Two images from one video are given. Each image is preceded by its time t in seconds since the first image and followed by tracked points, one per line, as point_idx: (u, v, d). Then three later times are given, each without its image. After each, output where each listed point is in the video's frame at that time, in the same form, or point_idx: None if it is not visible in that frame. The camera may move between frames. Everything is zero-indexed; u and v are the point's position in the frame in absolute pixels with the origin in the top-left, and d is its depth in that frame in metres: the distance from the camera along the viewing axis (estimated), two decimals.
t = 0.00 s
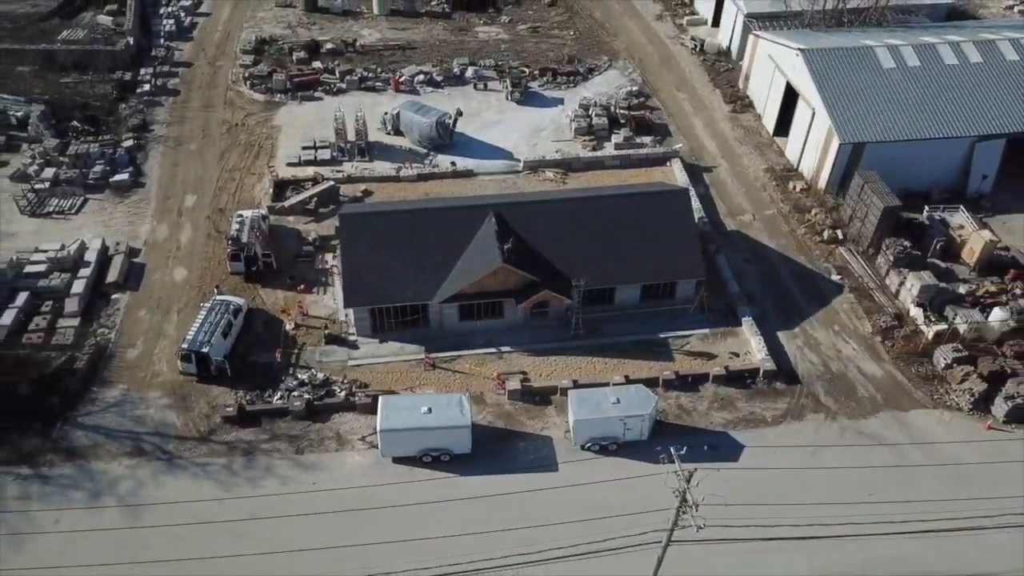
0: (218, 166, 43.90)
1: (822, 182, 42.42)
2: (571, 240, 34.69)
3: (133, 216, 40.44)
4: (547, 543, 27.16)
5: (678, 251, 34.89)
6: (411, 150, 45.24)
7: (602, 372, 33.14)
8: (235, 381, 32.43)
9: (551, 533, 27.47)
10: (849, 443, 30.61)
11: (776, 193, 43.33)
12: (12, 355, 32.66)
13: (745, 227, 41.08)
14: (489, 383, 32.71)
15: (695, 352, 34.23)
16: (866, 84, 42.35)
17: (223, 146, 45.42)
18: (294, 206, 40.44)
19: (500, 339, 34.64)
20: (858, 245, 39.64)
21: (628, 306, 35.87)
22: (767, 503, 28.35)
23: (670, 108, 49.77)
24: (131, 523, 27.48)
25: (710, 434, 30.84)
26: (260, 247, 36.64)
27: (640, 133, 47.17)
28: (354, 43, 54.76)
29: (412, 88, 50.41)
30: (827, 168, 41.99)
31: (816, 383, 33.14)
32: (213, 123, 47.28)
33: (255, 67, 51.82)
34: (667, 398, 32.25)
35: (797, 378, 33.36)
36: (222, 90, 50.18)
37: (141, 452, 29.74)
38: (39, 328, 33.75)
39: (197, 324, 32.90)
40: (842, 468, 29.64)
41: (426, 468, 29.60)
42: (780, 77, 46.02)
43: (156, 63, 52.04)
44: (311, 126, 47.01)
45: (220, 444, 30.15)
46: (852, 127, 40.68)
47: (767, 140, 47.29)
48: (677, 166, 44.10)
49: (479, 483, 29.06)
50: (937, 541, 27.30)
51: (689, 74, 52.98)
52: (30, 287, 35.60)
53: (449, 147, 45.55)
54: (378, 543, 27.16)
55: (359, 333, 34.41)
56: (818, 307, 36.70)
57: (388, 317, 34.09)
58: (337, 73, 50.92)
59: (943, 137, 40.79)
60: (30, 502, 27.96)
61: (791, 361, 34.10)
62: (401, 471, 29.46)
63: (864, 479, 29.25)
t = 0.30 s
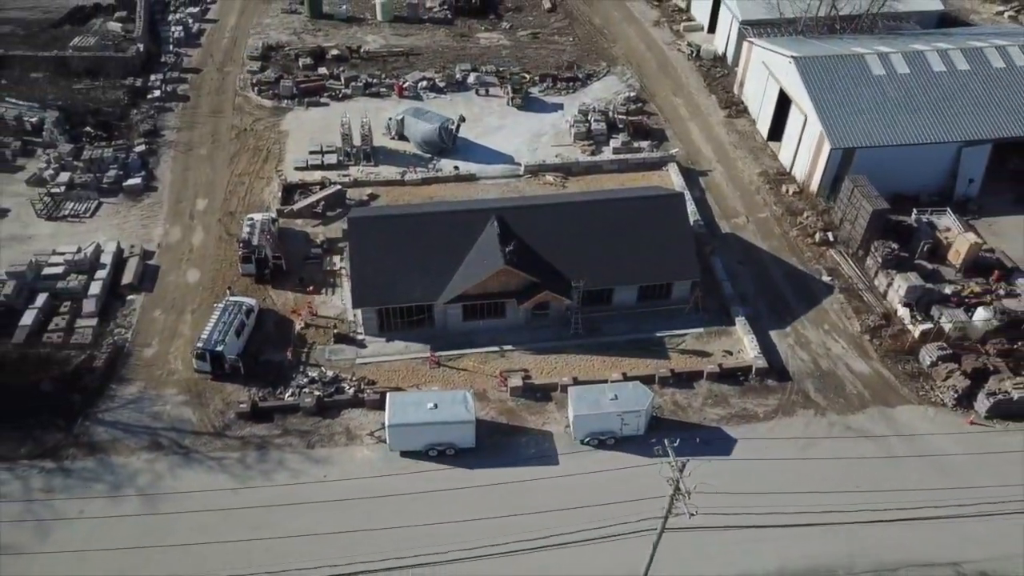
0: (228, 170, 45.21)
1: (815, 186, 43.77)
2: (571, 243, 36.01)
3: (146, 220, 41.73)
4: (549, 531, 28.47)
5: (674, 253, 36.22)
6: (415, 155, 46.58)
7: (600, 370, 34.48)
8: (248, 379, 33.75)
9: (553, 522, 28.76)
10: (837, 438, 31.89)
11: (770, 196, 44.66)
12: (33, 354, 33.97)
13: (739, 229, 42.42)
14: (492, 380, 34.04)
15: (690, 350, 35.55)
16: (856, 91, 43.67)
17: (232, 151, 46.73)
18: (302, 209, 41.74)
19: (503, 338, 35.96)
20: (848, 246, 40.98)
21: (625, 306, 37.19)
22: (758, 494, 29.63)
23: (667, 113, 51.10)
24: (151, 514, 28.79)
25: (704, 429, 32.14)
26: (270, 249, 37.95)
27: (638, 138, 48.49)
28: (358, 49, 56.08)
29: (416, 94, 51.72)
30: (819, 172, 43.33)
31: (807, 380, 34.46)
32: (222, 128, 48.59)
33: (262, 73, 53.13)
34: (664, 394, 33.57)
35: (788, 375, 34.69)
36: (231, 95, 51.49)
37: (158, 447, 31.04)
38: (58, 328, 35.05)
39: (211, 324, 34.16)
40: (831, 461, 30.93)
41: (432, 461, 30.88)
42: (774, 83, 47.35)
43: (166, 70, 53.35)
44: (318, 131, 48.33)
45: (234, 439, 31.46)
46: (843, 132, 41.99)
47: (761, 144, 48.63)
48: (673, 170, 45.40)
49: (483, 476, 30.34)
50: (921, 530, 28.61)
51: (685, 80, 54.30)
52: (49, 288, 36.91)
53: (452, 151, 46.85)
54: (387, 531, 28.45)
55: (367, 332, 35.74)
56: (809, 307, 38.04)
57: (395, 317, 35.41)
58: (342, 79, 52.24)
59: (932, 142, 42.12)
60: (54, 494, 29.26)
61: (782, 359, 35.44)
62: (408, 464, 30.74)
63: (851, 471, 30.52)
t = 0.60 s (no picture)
0: (237, 174, 46.52)
1: (807, 190, 45.12)
2: (571, 245, 37.35)
3: (159, 222, 43.05)
4: (550, 521, 29.76)
5: (670, 255, 37.55)
6: (420, 159, 47.91)
7: (600, 367, 35.82)
8: (260, 377, 35.06)
9: (554, 512, 30.06)
10: (827, 432, 33.21)
11: (764, 199, 46.01)
12: (53, 353, 35.28)
13: (733, 231, 43.75)
14: (495, 377, 35.37)
15: (686, 349, 36.88)
16: (848, 97, 44.98)
17: (241, 155, 48.04)
18: (310, 212, 43.07)
19: (505, 337, 37.30)
20: (840, 248, 42.31)
21: (624, 306, 38.53)
22: (751, 486, 30.92)
23: (664, 118, 52.42)
24: (169, 505, 30.08)
25: (699, 424, 33.46)
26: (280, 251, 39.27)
27: (636, 143, 49.82)
28: (363, 55, 57.38)
29: (420, 99, 52.99)
30: (811, 176, 44.68)
31: (798, 377, 35.80)
32: (232, 133, 49.88)
33: (269, 79, 54.44)
34: (660, 391, 34.89)
35: (780, 372, 36.03)
36: (239, 101, 52.79)
37: (176, 442, 32.36)
38: (76, 328, 36.35)
39: (224, 323, 35.45)
40: (821, 454, 32.23)
41: (438, 455, 32.18)
42: (768, 89, 48.67)
43: (175, 76, 54.66)
44: (325, 136, 49.65)
45: (248, 434, 32.77)
46: (834, 138, 43.31)
47: (755, 148, 49.98)
48: (670, 174, 46.72)
49: (487, 469, 31.63)
50: (905, 520, 29.93)
51: (683, 85, 55.63)
52: (67, 289, 38.22)
53: (455, 155, 48.18)
54: (395, 521, 29.73)
55: (375, 332, 37.07)
56: (801, 307, 39.38)
57: (401, 317, 36.73)
58: (348, 85, 53.56)
59: (920, 147, 43.46)
60: (77, 486, 30.56)
61: (775, 357, 36.77)
62: (415, 458, 32.05)
63: (840, 464, 31.82)
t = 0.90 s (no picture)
0: (247, 179, 47.82)
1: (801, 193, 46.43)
2: (571, 247, 38.66)
3: (171, 225, 44.35)
4: (552, 512, 31.05)
5: (667, 256, 38.85)
6: (423, 163, 49.24)
7: (599, 365, 37.13)
8: (272, 375, 36.36)
9: (555, 504, 31.35)
10: (818, 427, 34.52)
11: (758, 202, 47.35)
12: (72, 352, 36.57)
13: (729, 234, 45.08)
14: (498, 374, 36.68)
15: (683, 347, 38.20)
16: (840, 103, 46.30)
17: (250, 159, 49.36)
18: (318, 216, 44.38)
19: (508, 336, 38.61)
20: (832, 250, 43.63)
21: (622, 306, 39.86)
22: (744, 478, 32.23)
23: (662, 122, 53.73)
24: (187, 497, 31.34)
25: (695, 420, 34.76)
26: (290, 253, 40.57)
27: (634, 147, 51.14)
28: (367, 61, 58.71)
29: (423, 104, 54.31)
30: (804, 179, 46.00)
31: (791, 374, 37.11)
32: (240, 138, 51.19)
33: (276, 85, 55.76)
34: (658, 388, 36.20)
35: (773, 370, 37.35)
36: (247, 106, 54.11)
37: (192, 437, 33.66)
38: (94, 328, 37.63)
39: (237, 323, 36.73)
40: (812, 449, 33.54)
41: (444, 450, 33.47)
42: (763, 94, 50.00)
43: (185, 82, 55.99)
44: (331, 141, 50.97)
45: (261, 430, 34.07)
46: (826, 142, 44.62)
47: (751, 152, 51.31)
48: (668, 178, 48.03)
49: (491, 463, 32.92)
50: (892, 510, 31.25)
51: (680, 90, 56.96)
52: (84, 291, 39.51)
53: (458, 159, 49.49)
54: (403, 512, 31.02)
55: (382, 331, 38.37)
56: (794, 307, 40.71)
57: (408, 317, 38.04)
58: (353, 91, 54.89)
59: (910, 151, 44.79)
60: (98, 479, 31.86)
61: (769, 356, 38.08)
62: (422, 452, 33.35)
63: (830, 457, 33.14)
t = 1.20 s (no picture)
0: (255, 182, 49.13)
1: (794, 197, 47.77)
2: (572, 249, 39.96)
3: (182, 228, 45.65)
4: (553, 504, 32.36)
5: (665, 258, 40.17)
6: (427, 167, 50.56)
7: (598, 363, 38.45)
8: (282, 373, 37.66)
9: (556, 496, 32.63)
10: (809, 423, 35.82)
11: (753, 205, 48.68)
12: (89, 351, 37.86)
13: (724, 236, 46.39)
14: (501, 372, 38.00)
15: (679, 346, 39.51)
16: (833, 109, 47.60)
17: (258, 163, 50.65)
18: (325, 219, 45.68)
19: (510, 335, 39.92)
20: (824, 251, 44.95)
21: (621, 306, 41.17)
22: (737, 472, 33.56)
23: (659, 127, 55.04)
24: (203, 490, 32.62)
25: (690, 416, 36.08)
26: (299, 255, 41.88)
27: (632, 151, 52.44)
28: (371, 66, 60.01)
29: (426, 109, 55.59)
30: (798, 183, 47.33)
31: (783, 372, 38.43)
32: (249, 142, 52.50)
33: (283, 90, 57.06)
34: (655, 385, 37.52)
35: (767, 368, 38.66)
36: (254, 111, 55.43)
37: (206, 433, 34.95)
38: (110, 328, 38.92)
39: (248, 323, 38.00)
40: (803, 444, 34.84)
41: (449, 445, 34.75)
42: (757, 100, 51.30)
43: (193, 87, 57.30)
44: (337, 145, 52.28)
45: (273, 426, 35.37)
46: (819, 148, 45.92)
47: (746, 156, 52.64)
48: (665, 181, 49.33)
49: (494, 457, 34.20)
50: (878, 502, 32.60)
51: (677, 95, 58.26)
52: (99, 292, 40.80)
53: (460, 164, 50.80)
54: (410, 504, 32.30)
55: (388, 331, 39.68)
56: (787, 307, 42.03)
57: (413, 317, 39.36)
58: (358, 96, 56.20)
59: (900, 155, 46.12)
60: (116, 474, 33.15)
61: (762, 354, 39.39)
62: (427, 447, 34.62)
63: (820, 452, 34.44)
